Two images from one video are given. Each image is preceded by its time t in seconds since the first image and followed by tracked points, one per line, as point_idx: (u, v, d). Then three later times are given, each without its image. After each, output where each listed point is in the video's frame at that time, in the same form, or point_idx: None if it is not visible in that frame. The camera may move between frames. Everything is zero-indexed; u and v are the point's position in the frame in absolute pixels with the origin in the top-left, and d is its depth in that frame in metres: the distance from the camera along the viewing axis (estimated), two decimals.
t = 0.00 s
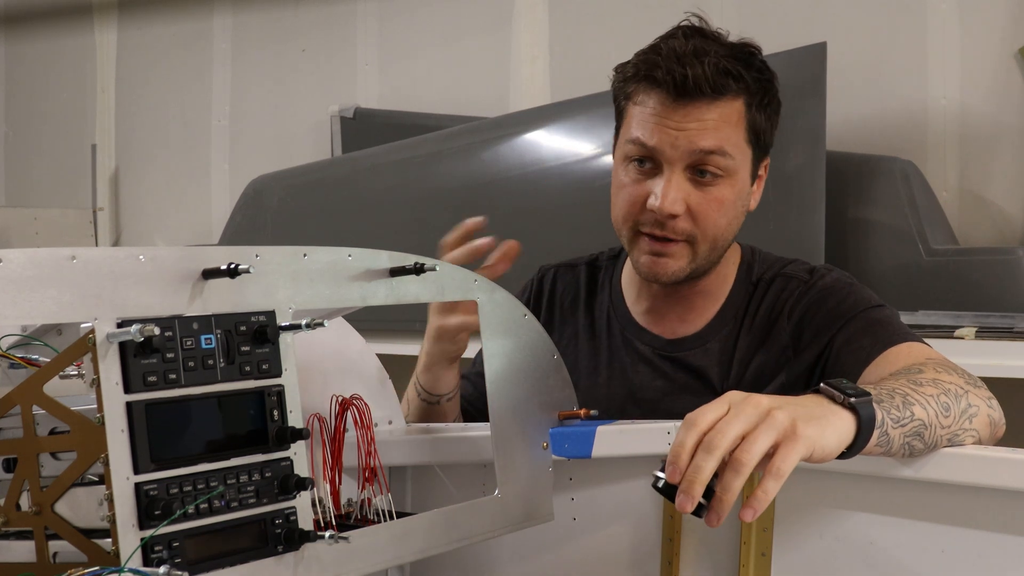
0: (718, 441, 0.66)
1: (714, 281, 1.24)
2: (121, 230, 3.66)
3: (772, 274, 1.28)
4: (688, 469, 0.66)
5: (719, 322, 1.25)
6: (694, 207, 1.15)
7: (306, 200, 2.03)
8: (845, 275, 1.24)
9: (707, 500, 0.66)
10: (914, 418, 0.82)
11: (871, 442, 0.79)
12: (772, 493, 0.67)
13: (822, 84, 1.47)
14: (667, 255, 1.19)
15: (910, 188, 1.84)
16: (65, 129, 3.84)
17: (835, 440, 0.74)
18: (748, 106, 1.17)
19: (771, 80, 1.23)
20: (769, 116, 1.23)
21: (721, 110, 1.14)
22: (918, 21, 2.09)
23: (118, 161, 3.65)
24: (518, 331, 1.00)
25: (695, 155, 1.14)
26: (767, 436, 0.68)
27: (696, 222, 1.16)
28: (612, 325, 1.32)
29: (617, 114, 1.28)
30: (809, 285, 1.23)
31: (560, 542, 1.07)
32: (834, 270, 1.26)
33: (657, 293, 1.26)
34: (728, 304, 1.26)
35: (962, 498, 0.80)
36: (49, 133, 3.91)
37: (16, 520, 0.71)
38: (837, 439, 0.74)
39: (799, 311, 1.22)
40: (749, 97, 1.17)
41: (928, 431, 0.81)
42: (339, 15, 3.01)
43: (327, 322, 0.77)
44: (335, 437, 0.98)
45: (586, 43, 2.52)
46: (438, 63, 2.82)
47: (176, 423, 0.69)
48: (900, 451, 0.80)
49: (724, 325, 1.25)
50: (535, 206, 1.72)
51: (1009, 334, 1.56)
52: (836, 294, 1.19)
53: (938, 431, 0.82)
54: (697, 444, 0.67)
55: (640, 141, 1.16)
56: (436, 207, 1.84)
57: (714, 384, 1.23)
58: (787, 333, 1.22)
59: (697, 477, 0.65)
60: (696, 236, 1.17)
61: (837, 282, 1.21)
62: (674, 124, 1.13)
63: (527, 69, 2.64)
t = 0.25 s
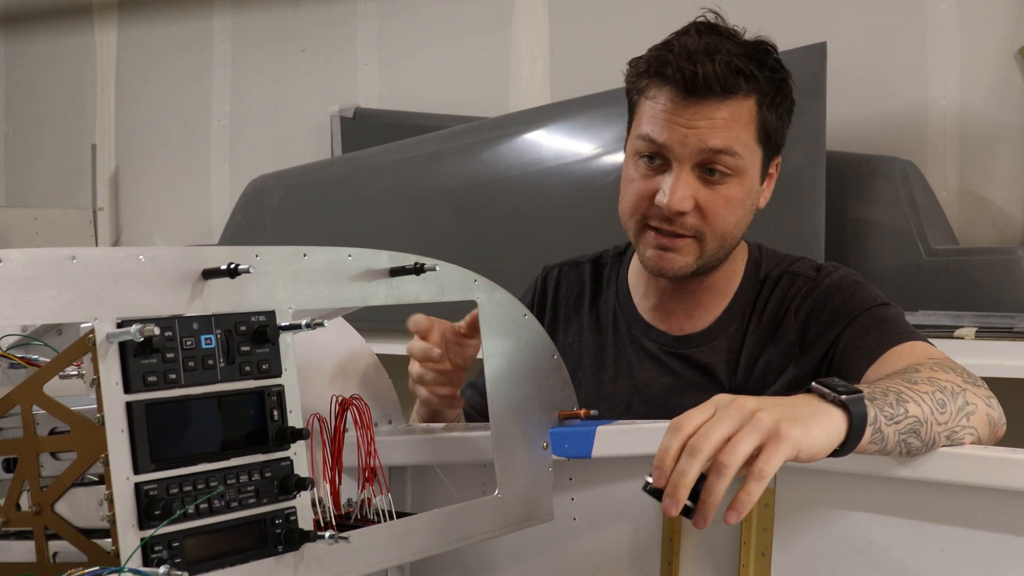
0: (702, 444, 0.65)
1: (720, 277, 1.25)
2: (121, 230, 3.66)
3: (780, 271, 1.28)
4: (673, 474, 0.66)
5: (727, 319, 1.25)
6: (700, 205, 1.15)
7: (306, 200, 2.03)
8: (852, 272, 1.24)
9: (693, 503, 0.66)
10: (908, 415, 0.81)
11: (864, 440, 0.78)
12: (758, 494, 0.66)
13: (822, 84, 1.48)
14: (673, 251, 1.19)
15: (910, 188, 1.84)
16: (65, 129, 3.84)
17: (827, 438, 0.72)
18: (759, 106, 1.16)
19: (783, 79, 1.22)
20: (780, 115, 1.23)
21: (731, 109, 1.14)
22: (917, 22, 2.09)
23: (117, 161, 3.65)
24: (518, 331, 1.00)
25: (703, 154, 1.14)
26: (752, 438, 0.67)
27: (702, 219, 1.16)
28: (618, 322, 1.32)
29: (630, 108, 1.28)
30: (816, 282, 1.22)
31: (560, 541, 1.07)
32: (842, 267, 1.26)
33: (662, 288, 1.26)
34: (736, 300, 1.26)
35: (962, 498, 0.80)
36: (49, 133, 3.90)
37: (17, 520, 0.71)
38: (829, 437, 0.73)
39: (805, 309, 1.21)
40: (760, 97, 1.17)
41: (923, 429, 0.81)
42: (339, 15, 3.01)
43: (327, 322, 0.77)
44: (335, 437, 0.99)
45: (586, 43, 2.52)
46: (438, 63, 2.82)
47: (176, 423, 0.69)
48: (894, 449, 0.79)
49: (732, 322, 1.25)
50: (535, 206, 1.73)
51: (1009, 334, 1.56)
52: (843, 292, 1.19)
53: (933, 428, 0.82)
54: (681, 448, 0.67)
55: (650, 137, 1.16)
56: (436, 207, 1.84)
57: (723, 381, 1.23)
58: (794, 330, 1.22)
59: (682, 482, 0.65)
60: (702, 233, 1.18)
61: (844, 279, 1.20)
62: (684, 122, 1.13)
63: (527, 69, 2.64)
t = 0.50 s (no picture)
0: (655, 472, 0.69)
1: (724, 279, 1.24)
2: (121, 230, 3.66)
3: (782, 268, 1.28)
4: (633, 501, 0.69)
5: (730, 318, 1.26)
6: (711, 209, 1.14)
7: (305, 200, 2.03)
8: (853, 268, 1.24)
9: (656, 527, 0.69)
10: (881, 414, 0.82)
11: (832, 443, 0.80)
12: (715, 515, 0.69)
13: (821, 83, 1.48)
14: (682, 255, 1.18)
15: (910, 188, 1.84)
16: (65, 129, 3.84)
17: (787, 450, 0.75)
18: (770, 109, 1.16)
19: (791, 81, 1.22)
20: (788, 118, 1.22)
21: (744, 112, 1.13)
22: (917, 21, 2.09)
23: (117, 161, 3.65)
24: (517, 331, 1.00)
25: (715, 157, 1.13)
26: (705, 462, 0.70)
27: (713, 224, 1.15)
28: (619, 321, 1.33)
29: (637, 109, 1.27)
30: (818, 278, 1.23)
31: (560, 541, 1.07)
32: (843, 263, 1.26)
33: (667, 290, 1.25)
34: (739, 299, 1.26)
35: (961, 497, 0.80)
36: (49, 133, 3.91)
37: (16, 520, 0.71)
38: (789, 449, 0.75)
39: (807, 305, 1.22)
40: (771, 100, 1.16)
41: (901, 425, 0.82)
42: (339, 15, 3.01)
43: (327, 322, 0.77)
44: (335, 437, 0.98)
45: (586, 43, 2.52)
46: (438, 63, 2.82)
47: (176, 423, 0.69)
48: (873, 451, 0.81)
49: (735, 321, 1.26)
50: (535, 206, 1.73)
51: (1009, 335, 1.56)
52: (845, 287, 1.19)
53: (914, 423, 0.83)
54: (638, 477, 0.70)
55: (661, 140, 1.14)
56: (436, 207, 1.84)
57: (727, 379, 1.24)
58: (796, 328, 1.22)
59: (639, 513, 0.68)
60: (712, 237, 1.16)
61: (845, 274, 1.21)
62: (697, 124, 1.12)
63: (527, 69, 2.64)
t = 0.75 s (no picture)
0: (631, 481, 0.74)
1: (724, 279, 1.24)
2: (121, 230, 3.66)
3: (785, 265, 1.28)
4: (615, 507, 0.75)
5: (732, 317, 1.26)
6: (707, 211, 1.14)
7: (305, 200, 2.03)
8: (855, 264, 1.24)
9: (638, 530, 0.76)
10: (864, 416, 0.85)
11: (814, 444, 0.83)
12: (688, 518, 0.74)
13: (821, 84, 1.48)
14: (679, 257, 1.18)
15: (910, 188, 1.84)
16: (65, 129, 3.84)
17: (762, 454, 0.79)
18: (765, 108, 1.16)
19: (787, 80, 1.22)
20: (785, 117, 1.22)
21: (738, 112, 1.13)
22: (918, 22, 2.09)
23: (117, 161, 3.65)
24: (517, 331, 1.00)
25: (711, 158, 1.12)
26: (678, 470, 0.75)
27: (710, 225, 1.15)
28: (621, 321, 1.33)
29: (633, 110, 1.27)
30: (820, 276, 1.23)
31: (560, 542, 1.07)
32: (845, 258, 1.26)
33: (667, 291, 1.25)
34: (740, 300, 1.26)
35: (960, 497, 0.80)
36: (49, 133, 3.91)
37: (16, 520, 0.71)
38: (764, 454, 0.79)
39: (810, 303, 1.22)
40: (765, 99, 1.16)
41: (888, 426, 0.84)
42: (339, 15, 3.01)
43: (327, 322, 0.77)
44: (335, 437, 0.98)
45: (586, 44, 2.52)
46: (438, 63, 2.82)
47: (176, 423, 0.69)
48: (859, 451, 0.83)
49: (738, 321, 1.26)
50: (534, 206, 1.73)
51: (1009, 335, 1.56)
52: (847, 284, 1.19)
53: (902, 424, 0.84)
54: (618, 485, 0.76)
55: (656, 141, 1.14)
56: (436, 207, 1.84)
57: (732, 379, 1.24)
58: (800, 326, 1.22)
59: (620, 519, 0.74)
60: (709, 239, 1.16)
61: (847, 271, 1.20)
62: (691, 125, 1.12)
63: (527, 69, 2.64)
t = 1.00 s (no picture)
0: (609, 481, 0.77)
1: (732, 279, 1.24)
2: (121, 230, 3.66)
3: (795, 264, 1.28)
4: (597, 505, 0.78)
5: (743, 316, 1.26)
6: (713, 210, 1.14)
7: (305, 200, 2.03)
8: (864, 261, 1.24)
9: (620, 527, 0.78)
10: (848, 417, 0.85)
11: (793, 445, 0.84)
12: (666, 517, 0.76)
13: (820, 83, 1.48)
14: (686, 257, 1.18)
15: (910, 188, 1.84)
16: (65, 129, 3.84)
17: (739, 454, 0.80)
18: (768, 106, 1.16)
19: (790, 78, 1.22)
20: (790, 114, 1.22)
21: (742, 111, 1.13)
22: (918, 22, 2.09)
23: (117, 161, 3.65)
24: (518, 331, 1.00)
25: (716, 157, 1.12)
26: (654, 470, 0.77)
27: (716, 225, 1.15)
28: (628, 321, 1.33)
29: (635, 111, 1.27)
30: (830, 274, 1.23)
31: (560, 542, 1.07)
32: (854, 256, 1.26)
33: (675, 292, 1.25)
34: (751, 299, 1.26)
35: (960, 496, 0.80)
36: (49, 133, 3.90)
37: (16, 520, 0.71)
38: (742, 453, 0.80)
39: (821, 302, 1.22)
40: (769, 97, 1.16)
41: (876, 427, 0.84)
42: (339, 15, 3.01)
43: (327, 322, 0.77)
44: (335, 437, 0.99)
45: (586, 44, 2.52)
46: (437, 63, 2.82)
47: (176, 423, 0.69)
48: (844, 452, 0.84)
49: (748, 320, 1.26)
50: (534, 206, 1.73)
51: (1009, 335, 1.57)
52: (857, 282, 1.19)
53: (892, 424, 0.84)
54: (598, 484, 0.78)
55: (659, 141, 1.14)
56: (436, 207, 1.84)
57: (744, 378, 1.24)
58: (810, 324, 1.22)
59: (600, 516, 0.77)
60: (716, 239, 1.16)
61: (857, 269, 1.21)
62: (694, 125, 1.11)
63: (527, 69, 2.64)
